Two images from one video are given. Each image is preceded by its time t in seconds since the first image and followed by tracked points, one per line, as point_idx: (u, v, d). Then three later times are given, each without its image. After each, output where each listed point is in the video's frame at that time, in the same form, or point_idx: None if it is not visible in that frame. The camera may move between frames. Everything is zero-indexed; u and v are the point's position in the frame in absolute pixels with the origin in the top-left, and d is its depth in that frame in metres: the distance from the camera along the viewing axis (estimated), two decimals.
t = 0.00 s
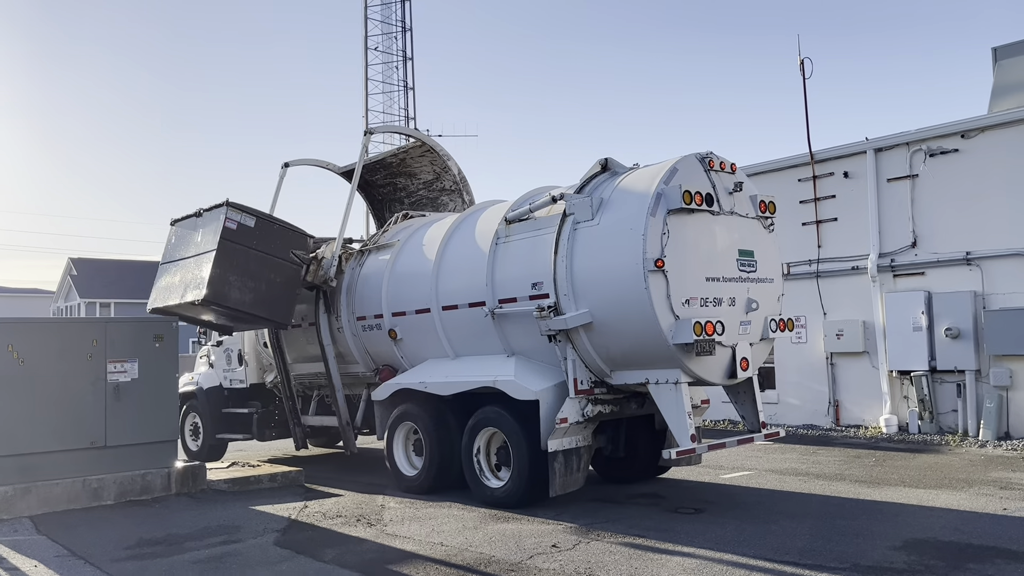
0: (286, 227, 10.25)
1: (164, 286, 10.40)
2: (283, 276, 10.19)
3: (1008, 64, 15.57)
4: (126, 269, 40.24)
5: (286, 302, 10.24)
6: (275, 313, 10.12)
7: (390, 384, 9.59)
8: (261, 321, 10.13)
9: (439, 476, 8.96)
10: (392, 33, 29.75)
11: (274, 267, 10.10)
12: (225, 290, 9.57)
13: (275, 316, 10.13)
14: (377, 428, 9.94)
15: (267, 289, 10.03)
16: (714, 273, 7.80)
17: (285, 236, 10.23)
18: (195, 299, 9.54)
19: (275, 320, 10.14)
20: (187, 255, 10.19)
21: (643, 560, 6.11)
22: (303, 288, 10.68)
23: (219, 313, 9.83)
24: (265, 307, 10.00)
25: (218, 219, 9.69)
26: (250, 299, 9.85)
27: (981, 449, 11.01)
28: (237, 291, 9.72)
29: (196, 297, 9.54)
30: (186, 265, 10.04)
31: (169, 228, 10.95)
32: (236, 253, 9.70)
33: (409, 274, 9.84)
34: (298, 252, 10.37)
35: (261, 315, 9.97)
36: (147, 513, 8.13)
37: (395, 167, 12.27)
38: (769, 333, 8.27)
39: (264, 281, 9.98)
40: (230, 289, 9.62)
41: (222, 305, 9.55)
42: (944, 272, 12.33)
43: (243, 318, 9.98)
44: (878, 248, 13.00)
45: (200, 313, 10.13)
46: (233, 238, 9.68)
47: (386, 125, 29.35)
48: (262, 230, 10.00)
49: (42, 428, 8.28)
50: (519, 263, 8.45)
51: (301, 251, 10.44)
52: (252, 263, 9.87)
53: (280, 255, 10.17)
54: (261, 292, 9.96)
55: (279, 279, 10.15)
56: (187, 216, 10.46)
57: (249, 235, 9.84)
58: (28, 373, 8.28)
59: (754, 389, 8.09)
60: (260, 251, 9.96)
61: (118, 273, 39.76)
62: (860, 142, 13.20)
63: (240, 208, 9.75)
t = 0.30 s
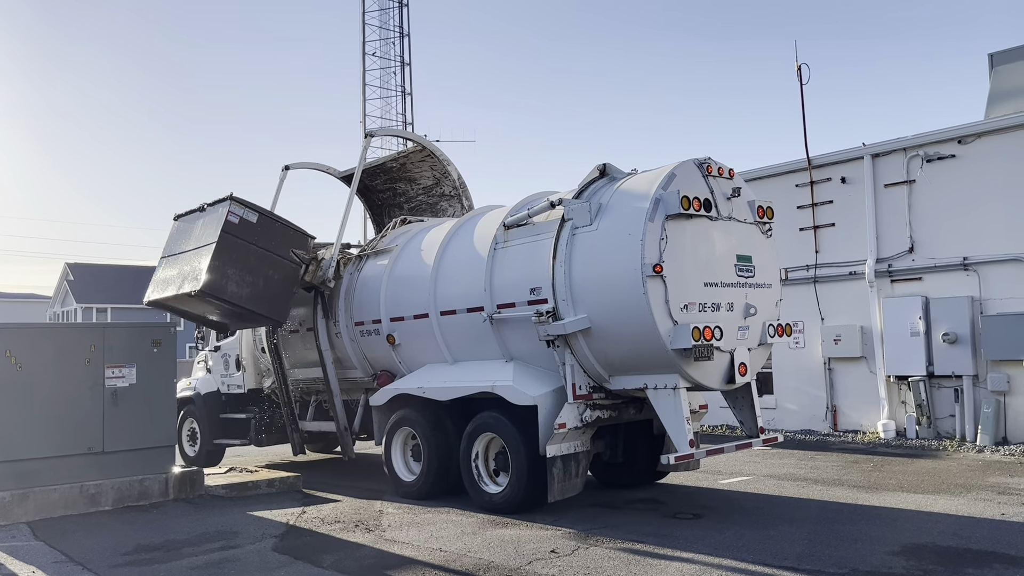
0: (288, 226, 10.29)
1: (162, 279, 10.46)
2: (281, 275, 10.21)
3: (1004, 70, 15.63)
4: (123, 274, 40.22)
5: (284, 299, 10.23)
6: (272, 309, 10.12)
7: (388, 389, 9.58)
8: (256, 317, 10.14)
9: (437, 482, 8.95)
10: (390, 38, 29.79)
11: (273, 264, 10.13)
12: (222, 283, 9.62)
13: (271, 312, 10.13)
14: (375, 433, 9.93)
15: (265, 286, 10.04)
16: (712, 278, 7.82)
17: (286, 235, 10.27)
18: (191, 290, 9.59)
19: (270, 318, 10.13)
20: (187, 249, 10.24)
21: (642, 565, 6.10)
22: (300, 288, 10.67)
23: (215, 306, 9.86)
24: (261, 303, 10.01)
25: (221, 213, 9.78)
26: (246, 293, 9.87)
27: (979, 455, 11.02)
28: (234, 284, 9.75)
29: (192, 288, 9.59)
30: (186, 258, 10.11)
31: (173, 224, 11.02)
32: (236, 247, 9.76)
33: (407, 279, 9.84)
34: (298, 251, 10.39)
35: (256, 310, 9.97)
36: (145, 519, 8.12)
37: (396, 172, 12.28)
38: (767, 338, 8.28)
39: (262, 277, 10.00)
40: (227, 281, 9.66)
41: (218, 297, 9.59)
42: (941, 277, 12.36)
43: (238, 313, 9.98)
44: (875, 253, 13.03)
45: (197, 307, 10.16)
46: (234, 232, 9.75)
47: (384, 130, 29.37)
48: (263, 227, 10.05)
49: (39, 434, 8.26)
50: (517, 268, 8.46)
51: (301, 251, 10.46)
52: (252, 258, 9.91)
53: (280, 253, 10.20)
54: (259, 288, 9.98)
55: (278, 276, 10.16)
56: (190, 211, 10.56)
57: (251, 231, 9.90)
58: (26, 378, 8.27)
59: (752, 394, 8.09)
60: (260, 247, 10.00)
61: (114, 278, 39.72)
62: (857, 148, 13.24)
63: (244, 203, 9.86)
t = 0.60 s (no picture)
0: (290, 226, 10.32)
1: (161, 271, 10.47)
2: (280, 273, 10.22)
3: (1001, 76, 15.69)
4: (119, 279, 40.17)
5: (281, 298, 10.24)
6: (268, 306, 10.13)
7: (386, 394, 9.58)
8: (252, 314, 10.14)
9: (436, 487, 8.94)
10: (388, 43, 29.83)
11: (273, 262, 10.14)
12: (221, 276, 9.63)
13: (267, 309, 10.13)
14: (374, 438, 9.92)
15: (263, 283, 10.06)
16: (711, 283, 7.84)
17: (288, 235, 10.30)
18: (189, 282, 9.60)
19: (266, 315, 10.14)
20: (187, 244, 10.26)
21: (641, 570, 6.11)
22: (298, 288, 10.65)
23: (212, 300, 9.87)
24: (258, 299, 10.01)
25: (225, 208, 9.84)
26: (244, 288, 9.87)
27: (977, 459, 11.04)
28: (232, 279, 9.77)
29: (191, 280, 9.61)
30: (186, 252, 10.13)
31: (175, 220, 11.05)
32: (237, 242, 9.79)
33: (405, 284, 9.85)
34: (299, 251, 10.41)
35: (253, 306, 9.97)
36: (143, 524, 8.10)
37: (396, 177, 12.30)
38: (765, 342, 8.30)
39: (262, 274, 10.02)
40: (226, 275, 9.68)
41: (216, 290, 9.60)
42: (938, 282, 12.39)
43: (234, 308, 9.98)
44: (873, 258, 13.07)
45: (193, 300, 10.16)
46: (237, 227, 9.79)
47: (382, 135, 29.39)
48: (266, 224, 10.09)
49: (37, 439, 8.25)
50: (516, 273, 8.47)
51: (301, 251, 10.48)
52: (252, 254, 9.93)
53: (280, 252, 10.23)
54: (257, 284, 9.99)
55: (276, 274, 10.18)
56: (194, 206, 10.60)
57: (253, 227, 9.94)
58: (25, 383, 8.26)
59: (750, 399, 8.11)
60: (261, 244, 10.02)
61: (111, 284, 39.66)
62: (854, 153, 13.27)
63: (248, 199, 9.93)
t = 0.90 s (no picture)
0: (294, 224, 10.32)
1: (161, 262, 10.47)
2: (280, 270, 10.19)
3: (999, 80, 15.73)
4: (118, 283, 40.13)
5: (279, 295, 10.20)
6: (264, 302, 10.09)
7: (385, 398, 9.58)
8: (249, 308, 10.10)
9: (435, 491, 8.94)
10: (387, 47, 29.87)
11: (273, 259, 10.13)
12: (220, 267, 9.63)
13: (264, 305, 10.09)
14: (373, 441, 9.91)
15: (262, 278, 10.03)
16: (709, 287, 7.85)
17: (290, 232, 10.29)
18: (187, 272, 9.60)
19: (262, 310, 10.09)
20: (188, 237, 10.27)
21: (640, 574, 6.11)
22: (297, 288, 10.66)
23: (210, 291, 9.85)
24: (255, 293, 9.97)
25: (229, 202, 9.87)
26: (242, 282, 9.85)
27: (976, 462, 11.05)
28: (231, 271, 9.76)
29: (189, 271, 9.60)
30: (186, 244, 10.14)
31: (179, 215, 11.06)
32: (239, 236, 9.80)
33: (405, 288, 9.85)
34: (300, 250, 10.40)
35: (249, 300, 9.94)
36: (142, 528, 8.10)
37: (396, 181, 12.32)
38: (764, 346, 8.31)
39: (262, 269, 9.99)
40: (225, 267, 9.68)
41: (213, 281, 9.59)
42: (936, 285, 12.41)
43: (231, 301, 9.96)
44: (871, 261, 13.08)
45: (191, 293, 10.14)
46: (240, 221, 9.81)
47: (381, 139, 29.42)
48: (269, 221, 10.10)
49: (35, 443, 8.25)
50: (515, 277, 8.47)
51: (303, 250, 10.46)
52: (253, 248, 9.93)
53: (282, 249, 10.21)
54: (256, 279, 9.96)
55: (276, 270, 10.15)
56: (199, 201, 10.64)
57: (256, 222, 9.95)
58: (24, 388, 8.26)
59: (749, 402, 8.12)
60: (262, 240, 10.02)
61: (110, 288, 39.65)
62: (852, 156, 13.29)
63: (253, 194, 9.96)
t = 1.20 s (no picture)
0: (298, 222, 10.43)
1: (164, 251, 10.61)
2: (281, 266, 10.29)
3: (998, 83, 15.76)
4: (117, 286, 40.10)
5: (276, 291, 10.29)
6: (261, 296, 10.20)
7: (384, 401, 9.57)
8: (245, 301, 10.22)
9: (434, 494, 8.92)
10: (387, 50, 29.91)
11: (275, 254, 10.24)
12: (219, 256, 9.79)
13: (261, 299, 10.20)
14: (372, 445, 9.89)
15: (262, 272, 10.15)
16: (708, 289, 7.84)
17: (294, 231, 10.40)
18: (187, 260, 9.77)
19: (257, 305, 10.20)
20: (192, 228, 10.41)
21: None
22: (297, 286, 10.69)
23: (208, 280, 10.01)
24: (253, 287, 10.10)
25: (235, 194, 10.04)
26: (240, 273, 9.98)
27: (975, 465, 11.05)
28: (231, 262, 9.90)
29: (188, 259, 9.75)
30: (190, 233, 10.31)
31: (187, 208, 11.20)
32: (242, 228, 9.94)
33: (404, 291, 9.85)
34: (303, 248, 10.48)
35: (246, 293, 10.07)
36: (141, 532, 8.09)
37: (397, 184, 12.34)
38: (763, 349, 8.30)
39: (262, 263, 10.12)
40: (225, 257, 9.83)
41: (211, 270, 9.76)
42: (935, 287, 12.42)
43: (229, 292, 10.10)
44: (870, 264, 13.09)
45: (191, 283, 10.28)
46: (244, 214, 9.96)
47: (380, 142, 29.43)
48: (273, 216, 10.23)
49: (35, 447, 8.24)
50: (514, 280, 8.47)
51: (305, 249, 10.54)
52: (255, 242, 10.06)
53: (284, 245, 10.32)
54: (255, 272, 10.09)
55: (276, 266, 10.26)
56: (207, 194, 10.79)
57: (259, 216, 10.10)
58: (23, 391, 8.25)
59: (748, 405, 8.11)
60: (265, 235, 10.15)
61: (110, 291, 39.64)
62: (851, 159, 13.30)
63: (260, 189, 10.12)
